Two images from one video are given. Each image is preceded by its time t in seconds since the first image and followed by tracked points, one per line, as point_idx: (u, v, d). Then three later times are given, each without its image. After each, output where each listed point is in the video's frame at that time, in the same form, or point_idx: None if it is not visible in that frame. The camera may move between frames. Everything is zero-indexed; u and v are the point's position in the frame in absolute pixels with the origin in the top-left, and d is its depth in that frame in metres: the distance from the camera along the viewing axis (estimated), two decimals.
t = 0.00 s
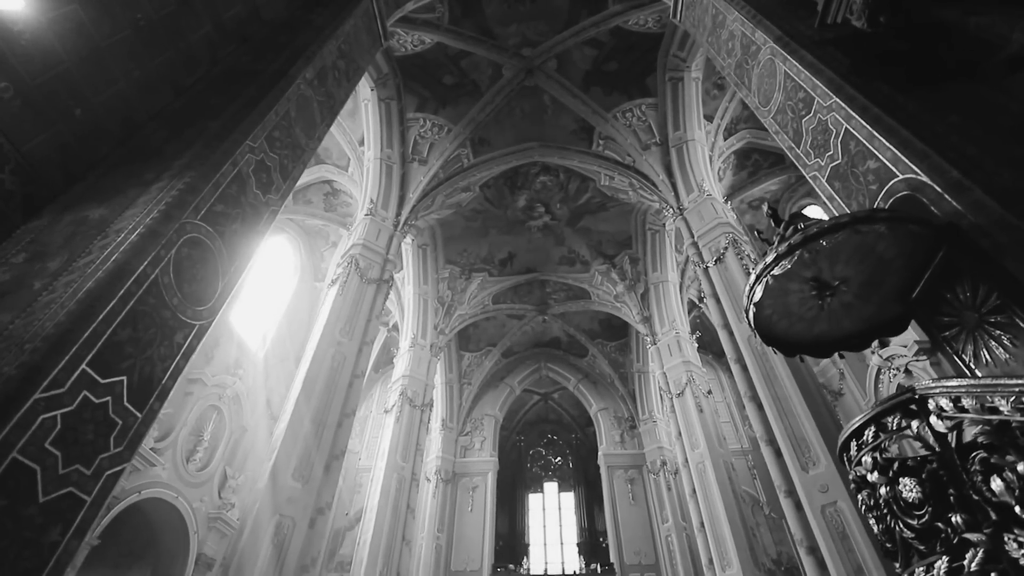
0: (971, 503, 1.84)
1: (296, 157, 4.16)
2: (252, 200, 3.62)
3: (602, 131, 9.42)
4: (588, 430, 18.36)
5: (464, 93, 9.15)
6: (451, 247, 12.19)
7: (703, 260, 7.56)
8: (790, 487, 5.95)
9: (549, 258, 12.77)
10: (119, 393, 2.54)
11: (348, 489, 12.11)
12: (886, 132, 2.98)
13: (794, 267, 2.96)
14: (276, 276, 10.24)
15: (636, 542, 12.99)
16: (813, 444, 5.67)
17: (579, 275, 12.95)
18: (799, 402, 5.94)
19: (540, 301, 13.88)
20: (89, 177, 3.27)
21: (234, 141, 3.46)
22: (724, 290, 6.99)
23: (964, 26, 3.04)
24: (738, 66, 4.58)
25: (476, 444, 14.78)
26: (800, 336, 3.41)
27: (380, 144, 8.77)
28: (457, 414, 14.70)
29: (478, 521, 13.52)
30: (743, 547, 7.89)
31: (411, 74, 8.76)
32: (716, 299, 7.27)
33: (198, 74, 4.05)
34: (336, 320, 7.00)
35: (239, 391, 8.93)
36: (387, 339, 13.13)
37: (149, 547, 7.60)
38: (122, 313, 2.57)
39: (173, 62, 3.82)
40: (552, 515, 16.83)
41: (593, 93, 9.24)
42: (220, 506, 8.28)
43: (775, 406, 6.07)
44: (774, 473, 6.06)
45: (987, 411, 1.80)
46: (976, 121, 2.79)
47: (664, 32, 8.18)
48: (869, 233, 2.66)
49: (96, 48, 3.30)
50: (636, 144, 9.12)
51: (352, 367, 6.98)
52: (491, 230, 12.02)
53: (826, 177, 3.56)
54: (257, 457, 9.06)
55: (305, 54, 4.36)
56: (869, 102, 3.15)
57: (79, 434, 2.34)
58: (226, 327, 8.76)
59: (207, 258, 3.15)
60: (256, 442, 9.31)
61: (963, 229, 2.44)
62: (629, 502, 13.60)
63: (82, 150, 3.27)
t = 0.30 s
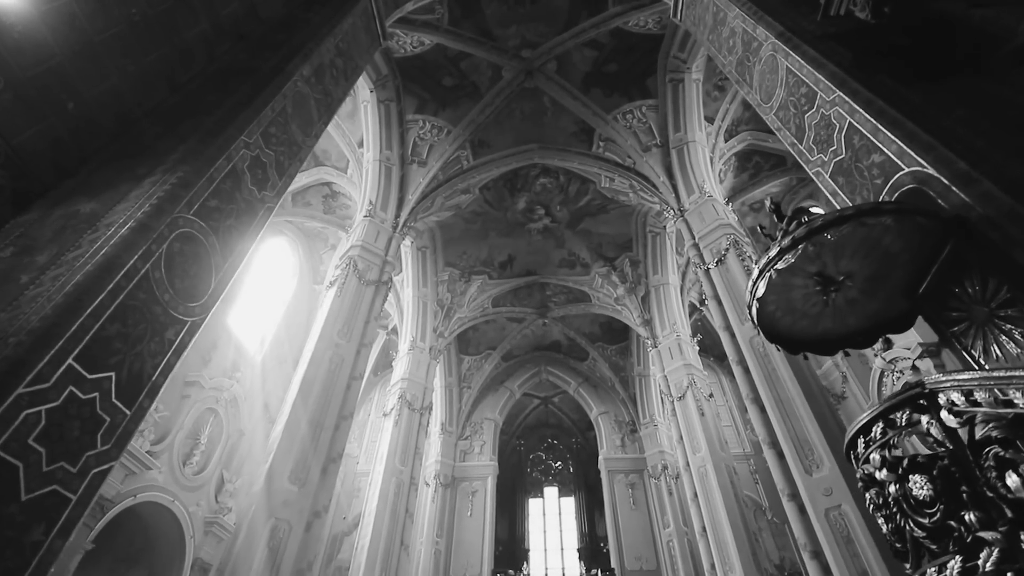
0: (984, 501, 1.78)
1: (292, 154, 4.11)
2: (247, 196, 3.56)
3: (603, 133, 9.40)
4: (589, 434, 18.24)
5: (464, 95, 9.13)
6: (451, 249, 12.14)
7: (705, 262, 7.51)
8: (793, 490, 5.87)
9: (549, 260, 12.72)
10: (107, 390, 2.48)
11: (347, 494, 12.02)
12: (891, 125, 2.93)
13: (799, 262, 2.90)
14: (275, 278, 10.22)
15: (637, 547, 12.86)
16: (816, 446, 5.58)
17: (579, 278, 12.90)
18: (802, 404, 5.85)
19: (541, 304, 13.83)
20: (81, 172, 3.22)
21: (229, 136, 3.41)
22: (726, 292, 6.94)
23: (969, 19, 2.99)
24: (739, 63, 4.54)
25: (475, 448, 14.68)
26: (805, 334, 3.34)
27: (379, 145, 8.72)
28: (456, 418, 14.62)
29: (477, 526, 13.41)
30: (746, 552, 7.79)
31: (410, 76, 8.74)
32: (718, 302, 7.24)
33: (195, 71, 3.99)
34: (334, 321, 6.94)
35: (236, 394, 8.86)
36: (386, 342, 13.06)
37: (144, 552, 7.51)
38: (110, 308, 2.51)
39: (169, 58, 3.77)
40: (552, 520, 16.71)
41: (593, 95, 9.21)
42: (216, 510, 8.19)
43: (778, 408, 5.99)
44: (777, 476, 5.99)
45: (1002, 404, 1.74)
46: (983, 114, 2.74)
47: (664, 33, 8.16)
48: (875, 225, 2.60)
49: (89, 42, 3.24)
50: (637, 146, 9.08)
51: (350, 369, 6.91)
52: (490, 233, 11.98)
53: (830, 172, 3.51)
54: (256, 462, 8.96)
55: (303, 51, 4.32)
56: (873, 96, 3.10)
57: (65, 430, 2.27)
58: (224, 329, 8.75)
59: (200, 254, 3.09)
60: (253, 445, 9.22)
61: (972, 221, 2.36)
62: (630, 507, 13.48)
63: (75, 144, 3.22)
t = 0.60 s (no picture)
0: (1004, 498, 1.71)
1: (289, 151, 4.06)
2: (242, 191, 3.50)
3: (603, 135, 9.37)
4: (589, 439, 18.12)
5: (463, 97, 9.11)
6: (450, 252, 12.08)
7: (706, 264, 7.45)
8: (797, 494, 5.78)
9: (549, 263, 12.67)
10: (93, 386, 2.41)
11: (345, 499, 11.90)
12: (897, 117, 2.87)
13: (804, 258, 2.83)
14: (274, 281, 10.17)
15: (639, 553, 12.71)
16: (820, 449, 5.50)
17: (579, 281, 12.84)
18: (805, 407, 5.77)
19: (541, 308, 13.77)
20: (72, 167, 3.15)
21: (224, 131, 3.35)
22: (728, 294, 6.89)
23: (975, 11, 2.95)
24: (740, 60, 4.49)
25: (475, 453, 14.58)
26: (810, 331, 3.26)
27: (378, 147, 8.68)
28: (456, 422, 14.51)
29: (477, 532, 13.28)
30: (749, 558, 7.68)
31: (409, 78, 8.71)
32: (720, 304, 7.17)
33: (191, 67, 3.90)
34: (332, 323, 6.88)
35: (233, 398, 8.78)
36: (385, 346, 12.98)
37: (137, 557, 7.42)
38: (98, 302, 2.45)
39: (164, 54, 3.68)
40: (552, 526, 16.56)
41: (593, 97, 9.18)
42: (212, 515, 8.09)
43: (781, 411, 5.91)
44: (780, 479, 5.91)
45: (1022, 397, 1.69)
46: (990, 105, 2.69)
47: (665, 34, 8.13)
48: (883, 217, 2.53)
49: (82, 36, 3.18)
50: (637, 147, 9.05)
51: (348, 372, 6.85)
52: (490, 236, 11.92)
53: (834, 168, 3.44)
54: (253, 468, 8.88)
55: (300, 48, 4.27)
56: (878, 88, 3.04)
57: (47, 427, 2.20)
58: (220, 332, 8.71)
59: (192, 249, 3.03)
60: (249, 449, 9.13)
61: (983, 212, 2.28)
62: (632, 513, 13.35)
63: (66, 138, 3.15)
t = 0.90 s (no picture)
0: (1016, 494, 1.80)
1: (286, 148, 4.00)
2: (238, 187, 3.45)
3: (603, 137, 9.35)
4: (590, 444, 18.01)
5: (463, 98, 9.09)
6: (450, 255, 12.03)
7: (707, 265, 7.40)
8: (801, 497, 5.71)
9: (549, 266, 12.62)
10: (82, 382, 2.35)
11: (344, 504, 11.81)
12: (902, 110, 2.82)
13: (809, 253, 2.78)
14: (271, 283, 10.12)
15: (640, 559, 12.57)
16: (824, 452, 5.43)
17: (580, 284, 12.79)
18: (809, 409, 5.70)
19: (541, 311, 13.71)
20: (65, 161, 3.11)
21: (220, 125, 3.31)
22: (730, 296, 6.84)
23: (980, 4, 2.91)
24: (742, 58, 4.45)
25: (475, 457, 14.48)
26: (816, 328, 3.19)
27: (377, 148, 8.65)
28: (455, 426, 14.42)
29: (476, 536, 13.17)
30: (752, 563, 7.59)
31: (409, 79, 8.68)
32: (721, 305, 7.11)
33: (187, 63, 3.86)
34: (330, 325, 6.82)
35: (231, 401, 8.71)
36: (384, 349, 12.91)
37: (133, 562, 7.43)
38: (88, 295, 2.39)
39: (159, 49, 3.63)
40: (553, 532, 16.43)
41: (593, 99, 9.17)
42: (209, 520, 8.01)
43: (784, 413, 5.83)
44: (784, 483, 5.83)
45: None
46: (997, 97, 2.65)
47: (665, 35, 8.13)
48: (890, 209, 2.48)
49: (76, 30, 3.13)
50: (638, 149, 9.02)
51: (346, 373, 6.79)
52: (490, 238, 11.87)
53: (838, 163, 3.40)
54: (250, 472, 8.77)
55: (298, 45, 4.23)
56: (883, 82, 3.00)
57: (34, 422, 2.15)
58: (217, 335, 8.67)
59: (186, 244, 2.98)
60: (247, 453, 9.05)
61: (992, 205, 2.22)
62: (633, 518, 13.24)
63: (59, 132, 3.11)
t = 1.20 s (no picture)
0: None
1: (283, 144, 3.95)
2: (233, 181, 3.40)
3: (603, 138, 9.32)
4: (590, 448, 17.90)
5: (463, 99, 9.08)
6: (450, 257, 11.98)
7: (709, 267, 7.35)
8: (805, 500, 5.64)
9: (550, 269, 12.57)
10: (70, 375, 2.29)
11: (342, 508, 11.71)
12: (909, 100, 2.77)
13: (816, 246, 2.72)
14: (269, 286, 10.06)
15: (641, 564, 12.44)
16: (829, 453, 5.35)
17: (580, 286, 12.74)
18: (813, 411, 5.62)
19: (541, 314, 13.65)
20: (57, 154, 3.06)
21: (215, 119, 3.26)
22: (732, 297, 6.78)
23: None
24: (744, 54, 4.40)
25: (474, 462, 14.38)
26: (822, 323, 3.13)
27: (377, 150, 8.62)
28: (455, 431, 14.32)
29: (476, 541, 13.05)
30: (755, 568, 7.49)
31: (408, 80, 8.66)
32: (723, 306, 7.05)
33: (184, 58, 3.81)
34: (328, 326, 6.76)
35: (228, 404, 8.64)
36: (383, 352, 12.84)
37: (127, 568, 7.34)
38: (77, 287, 2.33)
39: (156, 43, 3.58)
40: (553, 537, 16.29)
41: (593, 100, 9.15)
42: (205, 524, 7.93)
43: (787, 415, 5.76)
44: (787, 485, 5.75)
45: None
46: (1006, 87, 2.60)
47: (666, 36, 8.13)
48: (899, 199, 2.42)
49: (70, 22, 3.08)
50: (638, 150, 9.00)
51: (344, 375, 6.73)
52: (490, 241, 11.83)
53: (843, 157, 3.33)
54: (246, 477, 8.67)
55: (295, 41, 4.19)
56: (889, 73, 2.95)
57: (19, 415, 2.08)
58: (213, 337, 8.63)
59: (179, 238, 2.92)
60: (244, 456, 8.97)
61: (1004, 193, 2.16)
62: (634, 523, 13.11)
63: (52, 124, 3.06)
